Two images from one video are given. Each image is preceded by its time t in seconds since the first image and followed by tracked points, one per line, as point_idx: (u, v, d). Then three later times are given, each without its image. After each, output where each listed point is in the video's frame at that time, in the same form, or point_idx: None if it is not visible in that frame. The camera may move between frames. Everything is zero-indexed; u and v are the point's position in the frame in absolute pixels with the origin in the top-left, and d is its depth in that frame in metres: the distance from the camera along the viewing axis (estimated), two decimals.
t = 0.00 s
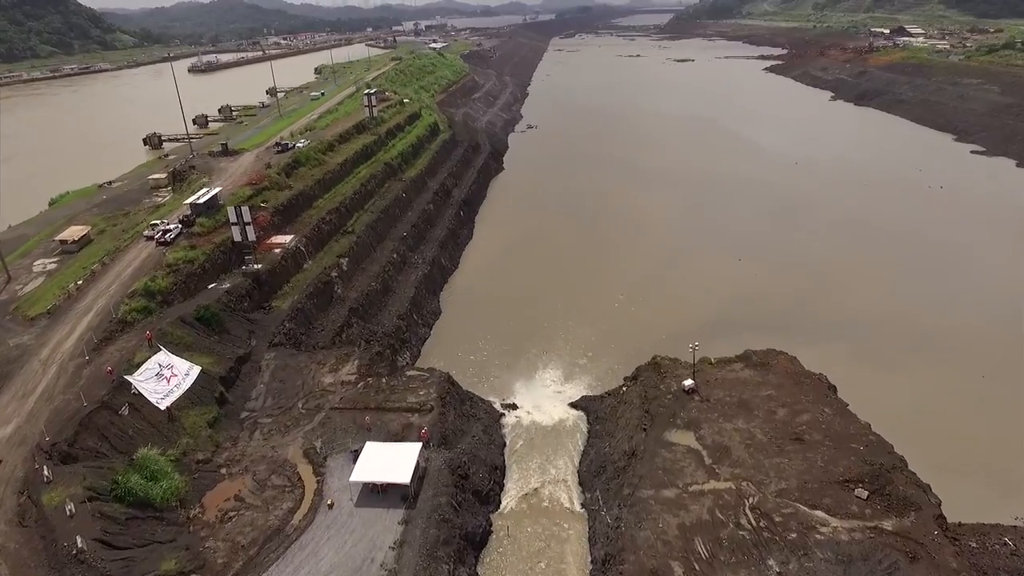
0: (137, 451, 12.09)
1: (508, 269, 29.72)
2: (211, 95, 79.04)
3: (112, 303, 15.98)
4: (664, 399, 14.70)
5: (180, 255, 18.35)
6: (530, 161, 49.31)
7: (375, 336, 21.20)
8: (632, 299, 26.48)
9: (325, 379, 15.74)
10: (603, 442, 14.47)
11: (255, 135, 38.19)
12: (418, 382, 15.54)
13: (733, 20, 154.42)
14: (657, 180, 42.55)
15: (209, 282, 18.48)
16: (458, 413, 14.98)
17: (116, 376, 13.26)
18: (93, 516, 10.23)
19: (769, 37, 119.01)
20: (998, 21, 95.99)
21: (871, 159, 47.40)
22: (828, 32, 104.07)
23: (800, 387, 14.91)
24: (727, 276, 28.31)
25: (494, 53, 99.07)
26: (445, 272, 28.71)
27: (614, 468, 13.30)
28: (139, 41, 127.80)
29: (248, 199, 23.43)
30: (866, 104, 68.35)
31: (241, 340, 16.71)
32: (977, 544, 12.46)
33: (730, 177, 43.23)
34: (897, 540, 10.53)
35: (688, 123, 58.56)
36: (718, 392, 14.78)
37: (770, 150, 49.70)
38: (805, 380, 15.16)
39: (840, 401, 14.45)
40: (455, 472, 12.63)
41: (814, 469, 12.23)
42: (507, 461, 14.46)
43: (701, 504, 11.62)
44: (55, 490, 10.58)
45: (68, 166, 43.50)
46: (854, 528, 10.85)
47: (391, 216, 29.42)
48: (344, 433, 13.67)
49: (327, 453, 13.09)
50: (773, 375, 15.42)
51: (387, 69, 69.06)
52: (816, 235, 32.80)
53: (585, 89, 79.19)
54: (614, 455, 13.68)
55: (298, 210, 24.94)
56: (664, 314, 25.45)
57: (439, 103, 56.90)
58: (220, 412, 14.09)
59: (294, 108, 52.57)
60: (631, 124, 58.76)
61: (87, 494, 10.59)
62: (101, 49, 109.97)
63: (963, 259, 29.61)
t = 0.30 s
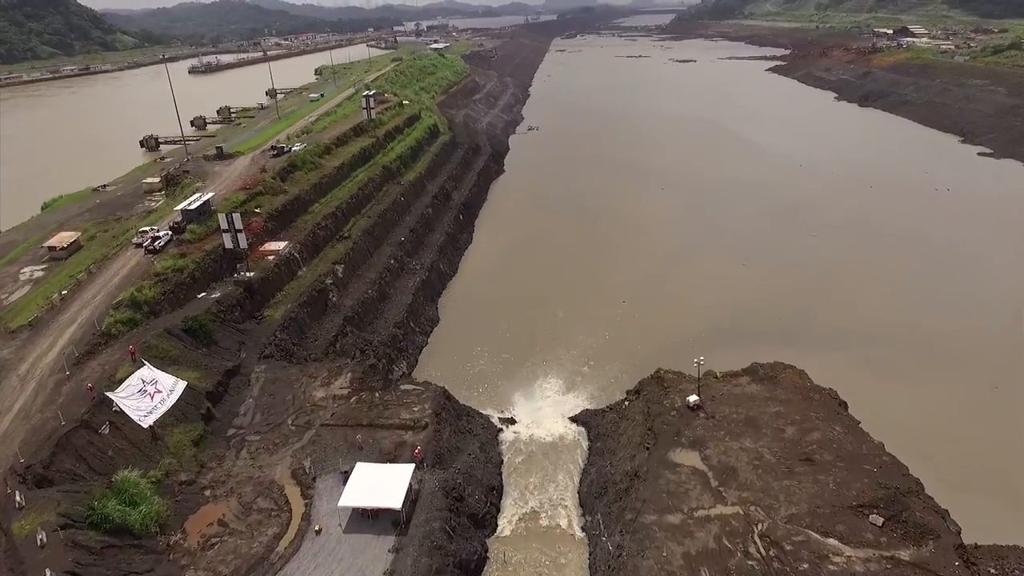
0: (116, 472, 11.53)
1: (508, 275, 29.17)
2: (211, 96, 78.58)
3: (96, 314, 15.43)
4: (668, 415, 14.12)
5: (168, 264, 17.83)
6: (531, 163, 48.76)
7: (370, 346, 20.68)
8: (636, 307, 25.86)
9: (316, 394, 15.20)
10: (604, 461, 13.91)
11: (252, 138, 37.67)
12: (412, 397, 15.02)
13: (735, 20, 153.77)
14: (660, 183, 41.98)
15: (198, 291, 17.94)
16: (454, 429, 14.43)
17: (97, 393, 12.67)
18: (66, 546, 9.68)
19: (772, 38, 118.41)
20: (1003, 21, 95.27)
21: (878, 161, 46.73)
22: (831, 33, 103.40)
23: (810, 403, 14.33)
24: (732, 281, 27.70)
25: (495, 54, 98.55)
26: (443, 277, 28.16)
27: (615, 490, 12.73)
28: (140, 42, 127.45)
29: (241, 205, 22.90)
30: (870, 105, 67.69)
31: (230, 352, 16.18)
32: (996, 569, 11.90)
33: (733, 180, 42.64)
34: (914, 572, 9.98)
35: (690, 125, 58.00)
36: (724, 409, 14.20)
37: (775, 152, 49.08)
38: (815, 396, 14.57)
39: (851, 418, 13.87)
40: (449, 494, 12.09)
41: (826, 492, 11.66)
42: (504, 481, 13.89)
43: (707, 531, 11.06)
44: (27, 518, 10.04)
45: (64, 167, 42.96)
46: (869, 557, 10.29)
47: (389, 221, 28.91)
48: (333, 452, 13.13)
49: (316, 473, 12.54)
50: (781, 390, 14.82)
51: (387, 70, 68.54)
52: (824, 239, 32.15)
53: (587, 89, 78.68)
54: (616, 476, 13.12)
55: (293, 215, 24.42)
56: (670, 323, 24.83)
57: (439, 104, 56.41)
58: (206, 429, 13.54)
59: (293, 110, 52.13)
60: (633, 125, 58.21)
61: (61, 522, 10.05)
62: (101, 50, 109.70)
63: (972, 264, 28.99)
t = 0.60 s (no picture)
0: (89, 500, 10.94)
1: (508, 281, 28.56)
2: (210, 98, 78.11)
3: (76, 329, 14.86)
4: (671, 436, 13.49)
5: (153, 274, 17.23)
6: (531, 165, 48.11)
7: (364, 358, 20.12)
8: (637, 316, 25.28)
9: (305, 411, 14.60)
10: (604, 484, 13.29)
11: (248, 141, 37.04)
12: (405, 416, 14.41)
13: (738, 20, 152.94)
14: (663, 185, 41.29)
15: (185, 302, 17.34)
16: (447, 450, 13.83)
17: (71, 415, 12.04)
18: None
19: (774, 38, 117.66)
20: (1008, 21, 94.42)
21: (884, 163, 45.93)
22: (834, 33, 102.62)
23: (820, 423, 13.66)
24: (737, 289, 27.06)
25: (496, 54, 97.98)
26: (441, 284, 27.56)
27: (616, 518, 12.11)
28: (140, 43, 127.21)
29: (232, 211, 22.31)
30: (875, 106, 66.95)
31: (215, 367, 15.57)
32: None
33: (737, 183, 41.91)
34: None
35: (693, 126, 57.28)
36: (730, 429, 13.55)
37: (779, 154, 48.33)
38: (825, 416, 13.91)
39: (864, 440, 13.22)
40: (441, 522, 11.51)
41: (840, 522, 11.01)
42: (498, 505, 13.28)
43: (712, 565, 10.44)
44: None
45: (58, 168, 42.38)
46: None
47: (385, 226, 28.32)
48: (320, 476, 12.52)
49: (302, 499, 11.96)
50: (789, 409, 14.18)
51: (387, 71, 67.95)
52: (830, 246, 31.46)
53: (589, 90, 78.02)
54: (617, 501, 12.51)
55: (286, 221, 23.82)
56: (673, 333, 24.24)
57: (439, 105, 55.82)
58: (187, 451, 12.92)
59: (291, 111, 51.51)
60: (635, 126, 57.53)
61: (25, 557, 9.46)
62: (101, 51, 109.32)
63: (985, 272, 28.27)
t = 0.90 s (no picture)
0: (61, 528, 10.40)
1: (506, 287, 28.01)
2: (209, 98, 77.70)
3: (55, 342, 14.32)
4: (674, 456, 12.91)
5: (137, 284, 16.72)
6: (531, 167, 47.54)
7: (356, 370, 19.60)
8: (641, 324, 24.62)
9: (293, 428, 14.05)
10: (604, 507, 12.76)
11: (243, 144, 36.53)
12: (396, 434, 13.88)
13: (740, 20, 152.23)
14: (665, 188, 40.63)
15: (170, 313, 16.79)
16: (439, 471, 13.27)
17: (45, 436, 11.51)
18: None
19: (776, 38, 116.90)
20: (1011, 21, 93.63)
21: (888, 165, 45.23)
22: (837, 33, 101.94)
23: (831, 443, 13.09)
24: (742, 296, 26.41)
25: (497, 55, 97.45)
26: (438, 291, 27.00)
27: (616, 544, 11.54)
28: (140, 44, 126.99)
29: (222, 217, 21.75)
30: (878, 107, 66.28)
31: (200, 380, 15.02)
32: None
33: (740, 184, 41.31)
34: None
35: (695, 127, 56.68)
36: (735, 449, 12.97)
37: (782, 156, 47.64)
38: (835, 435, 13.33)
39: (875, 460, 12.65)
40: (431, 551, 10.96)
41: (852, 551, 10.45)
42: (493, 529, 12.73)
43: None
44: None
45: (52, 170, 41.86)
46: None
47: (381, 231, 27.75)
48: (306, 499, 11.96)
49: (286, 524, 11.41)
50: (796, 427, 13.61)
51: (386, 72, 67.41)
52: (837, 251, 30.75)
53: (590, 91, 77.43)
54: (617, 526, 11.95)
55: (278, 227, 23.24)
56: (676, 342, 23.61)
57: (438, 107, 55.26)
58: (168, 472, 12.38)
59: (288, 113, 50.97)
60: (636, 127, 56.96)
61: None
62: (102, 51, 109.06)
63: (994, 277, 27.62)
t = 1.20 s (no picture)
0: (27, 560, 9.84)
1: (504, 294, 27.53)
2: (208, 99, 77.28)
3: (31, 359, 13.76)
4: (676, 478, 12.32)
5: (121, 295, 16.20)
6: (531, 169, 47.08)
7: (348, 382, 19.07)
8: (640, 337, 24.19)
9: (279, 446, 13.51)
10: (603, 532, 12.17)
11: (238, 147, 35.98)
12: (385, 454, 13.35)
13: (742, 21, 151.64)
14: (666, 191, 40.03)
15: (155, 325, 16.22)
16: (431, 493, 12.71)
17: (16, 460, 10.95)
18: None
19: (778, 39, 116.21)
20: (1015, 21, 92.89)
21: (892, 167, 44.59)
22: (839, 33, 101.30)
23: (840, 464, 12.52)
24: (744, 308, 25.93)
25: (497, 55, 96.93)
26: (434, 298, 26.46)
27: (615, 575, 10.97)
28: (140, 44, 126.69)
29: (212, 224, 21.18)
30: (881, 108, 65.67)
31: (184, 396, 14.46)
32: None
33: (741, 187, 40.80)
34: None
35: (696, 128, 56.17)
36: (740, 470, 12.40)
37: (785, 158, 47.01)
38: (845, 456, 12.75)
39: (888, 484, 12.09)
40: None
41: None
42: (485, 555, 12.18)
43: None
44: None
45: (45, 171, 41.33)
46: None
47: (377, 236, 27.21)
48: (290, 525, 11.43)
49: (268, 553, 10.89)
50: (804, 446, 13.04)
51: (385, 73, 66.86)
52: (841, 259, 30.23)
53: (590, 91, 76.91)
54: (617, 555, 11.36)
55: (270, 233, 22.70)
56: (677, 354, 23.16)
57: (437, 108, 54.71)
58: (146, 496, 11.79)
59: (285, 115, 50.40)
60: (636, 128, 56.48)
61: None
62: (101, 52, 108.64)
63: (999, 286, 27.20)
